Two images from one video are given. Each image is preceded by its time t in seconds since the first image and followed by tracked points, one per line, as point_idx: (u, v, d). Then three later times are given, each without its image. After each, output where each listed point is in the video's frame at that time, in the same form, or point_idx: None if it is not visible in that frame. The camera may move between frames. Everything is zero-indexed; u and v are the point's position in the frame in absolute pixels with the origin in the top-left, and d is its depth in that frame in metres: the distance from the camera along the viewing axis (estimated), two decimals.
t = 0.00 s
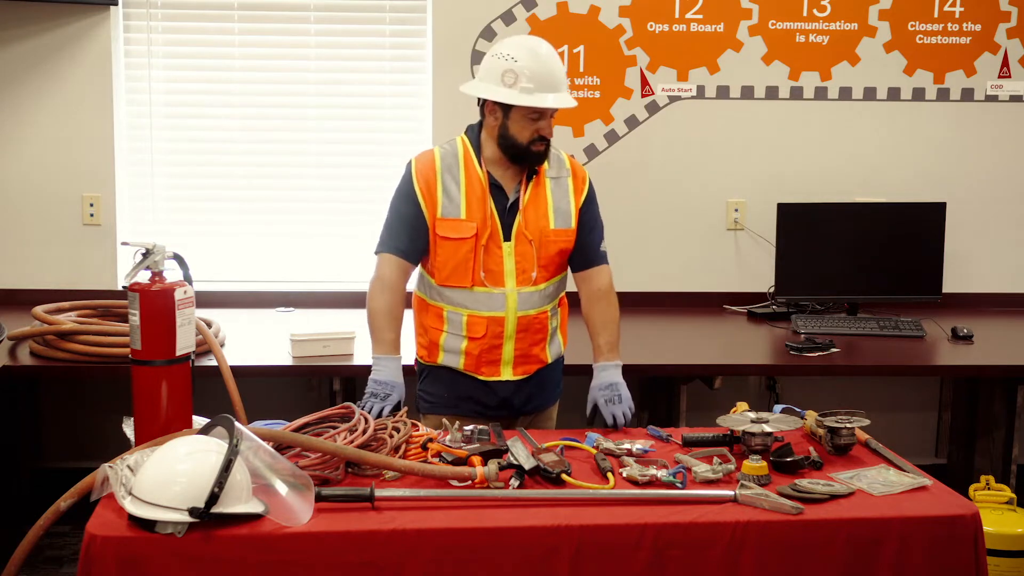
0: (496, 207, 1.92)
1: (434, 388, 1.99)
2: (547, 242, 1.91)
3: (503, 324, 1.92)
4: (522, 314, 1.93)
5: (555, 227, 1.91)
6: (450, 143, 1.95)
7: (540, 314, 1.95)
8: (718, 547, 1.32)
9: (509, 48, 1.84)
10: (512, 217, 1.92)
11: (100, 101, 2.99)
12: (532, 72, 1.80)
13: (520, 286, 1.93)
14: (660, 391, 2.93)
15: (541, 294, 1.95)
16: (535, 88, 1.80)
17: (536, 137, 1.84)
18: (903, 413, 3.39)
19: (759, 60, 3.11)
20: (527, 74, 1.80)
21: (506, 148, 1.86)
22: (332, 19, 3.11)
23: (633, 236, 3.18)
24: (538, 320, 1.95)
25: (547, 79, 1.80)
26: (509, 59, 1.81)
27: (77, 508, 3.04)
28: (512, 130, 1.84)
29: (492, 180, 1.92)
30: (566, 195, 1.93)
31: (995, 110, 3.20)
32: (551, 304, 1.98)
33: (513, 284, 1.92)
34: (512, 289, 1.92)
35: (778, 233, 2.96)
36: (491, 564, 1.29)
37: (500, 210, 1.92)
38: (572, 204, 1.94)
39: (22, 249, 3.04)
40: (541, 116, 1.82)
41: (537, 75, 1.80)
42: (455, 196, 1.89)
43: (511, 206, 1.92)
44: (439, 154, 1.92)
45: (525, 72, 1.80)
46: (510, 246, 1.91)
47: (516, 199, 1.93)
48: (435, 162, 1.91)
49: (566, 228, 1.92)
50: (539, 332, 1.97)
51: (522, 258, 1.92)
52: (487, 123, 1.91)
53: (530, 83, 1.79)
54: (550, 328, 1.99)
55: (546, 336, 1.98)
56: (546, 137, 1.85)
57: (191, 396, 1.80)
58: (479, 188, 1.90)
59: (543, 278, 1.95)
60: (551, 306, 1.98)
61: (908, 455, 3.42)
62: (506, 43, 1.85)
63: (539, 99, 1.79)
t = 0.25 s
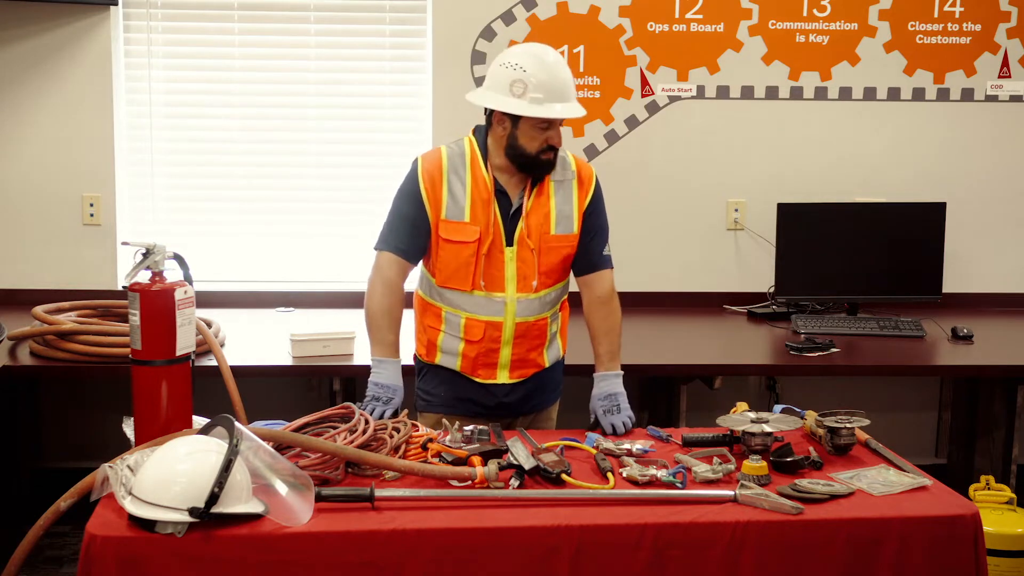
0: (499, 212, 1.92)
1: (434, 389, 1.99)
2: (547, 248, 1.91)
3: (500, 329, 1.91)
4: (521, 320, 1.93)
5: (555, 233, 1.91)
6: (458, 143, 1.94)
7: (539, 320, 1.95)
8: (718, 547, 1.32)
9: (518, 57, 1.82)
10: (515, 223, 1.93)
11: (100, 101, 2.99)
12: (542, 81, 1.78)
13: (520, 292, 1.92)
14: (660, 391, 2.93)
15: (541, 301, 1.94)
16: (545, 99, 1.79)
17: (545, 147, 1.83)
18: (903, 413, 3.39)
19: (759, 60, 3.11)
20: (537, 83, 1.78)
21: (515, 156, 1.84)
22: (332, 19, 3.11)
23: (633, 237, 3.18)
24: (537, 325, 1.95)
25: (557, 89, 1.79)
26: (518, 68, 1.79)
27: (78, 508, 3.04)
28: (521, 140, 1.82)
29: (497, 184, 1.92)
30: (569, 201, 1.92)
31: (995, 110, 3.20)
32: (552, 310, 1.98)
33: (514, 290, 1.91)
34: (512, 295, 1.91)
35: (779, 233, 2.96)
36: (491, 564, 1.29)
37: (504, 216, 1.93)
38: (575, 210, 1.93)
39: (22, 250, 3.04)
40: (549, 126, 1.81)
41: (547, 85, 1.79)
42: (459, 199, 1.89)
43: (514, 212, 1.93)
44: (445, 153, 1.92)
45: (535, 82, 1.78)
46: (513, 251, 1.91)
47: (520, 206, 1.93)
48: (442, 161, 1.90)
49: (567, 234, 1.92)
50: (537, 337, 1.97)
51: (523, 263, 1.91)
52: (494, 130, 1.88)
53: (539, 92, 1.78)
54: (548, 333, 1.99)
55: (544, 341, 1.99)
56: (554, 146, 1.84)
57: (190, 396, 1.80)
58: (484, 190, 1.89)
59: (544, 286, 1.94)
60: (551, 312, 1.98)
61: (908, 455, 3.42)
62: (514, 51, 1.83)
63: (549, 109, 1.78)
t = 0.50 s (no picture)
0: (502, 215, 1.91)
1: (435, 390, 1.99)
2: (549, 251, 1.91)
3: (502, 331, 1.92)
4: (523, 322, 1.93)
5: (557, 235, 1.91)
6: (460, 145, 1.94)
7: (540, 321, 1.95)
8: (718, 547, 1.32)
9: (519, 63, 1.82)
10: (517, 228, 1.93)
11: (100, 101, 2.99)
12: (544, 87, 1.78)
13: (522, 295, 1.92)
14: (660, 391, 2.93)
15: (543, 303, 1.95)
16: (546, 105, 1.79)
17: (546, 152, 1.83)
18: (902, 413, 3.39)
19: (759, 59, 3.11)
20: (538, 89, 1.78)
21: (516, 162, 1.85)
22: (332, 19, 3.11)
23: (633, 237, 3.18)
24: (538, 327, 1.96)
25: (558, 95, 1.79)
26: (519, 74, 1.79)
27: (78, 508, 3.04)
28: (522, 146, 1.83)
29: (499, 189, 1.91)
30: (570, 203, 1.92)
31: (995, 110, 3.20)
32: (554, 311, 1.98)
33: (516, 293, 1.91)
34: (514, 298, 1.91)
35: (779, 233, 2.96)
36: (491, 564, 1.29)
37: (507, 221, 1.92)
38: (576, 211, 1.93)
39: (21, 250, 3.04)
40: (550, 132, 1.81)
41: (549, 91, 1.78)
42: (461, 202, 1.89)
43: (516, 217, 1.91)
44: (447, 156, 1.92)
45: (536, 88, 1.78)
46: (515, 254, 1.90)
47: (522, 210, 1.92)
48: (444, 164, 1.90)
49: (569, 235, 1.92)
50: (538, 339, 1.97)
51: (525, 266, 1.91)
52: (495, 137, 1.87)
53: (540, 98, 1.78)
54: (550, 335, 1.99)
55: (546, 342, 1.99)
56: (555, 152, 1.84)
57: (191, 396, 1.80)
58: (486, 193, 1.89)
59: (545, 288, 1.94)
60: (553, 313, 1.98)
61: (908, 455, 3.42)
62: (514, 57, 1.83)
63: (550, 116, 1.78)
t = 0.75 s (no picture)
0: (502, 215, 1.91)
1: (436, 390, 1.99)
2: (548, 250, 1.91)
3: (502, 331, 1.92)
4: (523, 322, 1.93)
5: (557, 234, 1.91)
6: (459, 145, 1.94)
7: (540, 321, 1.95)
8: (718, 547, 1.32)
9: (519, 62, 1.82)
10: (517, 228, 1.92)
11: (100, 101, 2.99)
12: (543, 87, 1.78)
13: (522, 295, 1.92)
14: (660, 391, 2.93)
15: (543, 302, 1.95)
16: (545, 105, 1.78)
17: (544, 152, 1.83)
18: (902, 413, 3.39)
19: (759, 59, 3.11)
20: (538, 89, 1.78)
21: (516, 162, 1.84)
22: (332, 19, 3.11)
23: (633, 237, 3.18)
24: (538, 327, 1.96)
25: (557, 95, 1.79)
26: (519, 74, 1.79)
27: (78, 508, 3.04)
28: (520, 146, 1.82)
29: (499, 188, 1.91)
30: (570, 203, 1.92)
31: (995, 110, 3.20)
32: (553, 310, 1.98)
33: (516, 293, 1.91)
34: (514, 297, 1.91)
35: (779, 233, 2.96)
36: (491, 564, 1.29)
37: (506, 220, 1.92)
38: (576, 211, 1.92)
39: (21, 249, 3.04)
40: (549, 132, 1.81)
41: (548, 91, 1.78)
42: (461, 202, 1.89)
43: (516, 216, 1.91)
44: (447, 156, 1.92)
45: (536, 88, 1.78)
46: (515, 253, 1.90)
47: (522, 209, 1.92)
48: (443, 164, 1.90)
49: (568, 235, 1.92)
50: (538, 338, 1.97)
51: (525, 266, 1.91)
52: (494, 136, 1.87)
53: (540, 98, 1.78)
54: (550, 334, 1.99)
55: (546, 341, 1.99)
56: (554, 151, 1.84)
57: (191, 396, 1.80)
58: (485, 193, 1.89)
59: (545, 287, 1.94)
60: (553, 313, 1.98)
61: (907, 455, 3.42)
62: (514, 56, 1.83)
63: (550, 116, 1.78)
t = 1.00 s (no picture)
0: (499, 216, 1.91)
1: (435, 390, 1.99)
2: (546, 251, 1.91)
3: (499, 331, 1.92)
4: (520, 323, 1.93)
5: (554, 236, 1.90)
6: (458, 146, 1.94)
7: (538, 322, 1.95)
8: (718, 547, 1.32)
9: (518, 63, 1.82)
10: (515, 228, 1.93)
11: (100, 101, 2.99)
12: (542, 89, 1.78)
13: (519, 296, 1.92)
14: (660, 391, 2.93)
15: (540, 303, 1.95)
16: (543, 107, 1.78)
17: (541, 155, 1.83)
18: (902, 413, 3.39)
19: (759, 59, 3.11)
20: (536, 91, 1.78)
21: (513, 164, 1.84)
22: (332, 19, 3.11)
23: (633, 236, 3.18)
24: (537, 328, 1.96)
25: (556, 98, 1.79)
26: (518, 75, 1.79)
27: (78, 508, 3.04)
28: (517, 147, 1.82)
29: (497, 189, 1.91)
30: (567, 204, 1.91)
31: (995, 110, 3.20)
32: (552, 311, 1.98)
33: (513, 294, 1.91)
34: (512, 298, 1.91)
35: (779, 233, 2.96)
36: (491, 564, 1.29)
37: (504, 221, 1.92)
38: (573, 212, 1.92)
39: (21, 249, 3.04)
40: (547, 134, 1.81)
41: (547, 93, 1.78)
42: (459, 203, 1.89)
43: (514, 216, 1.92)
44: (445, 157, 1.92)
45: (534, 90, 1.78)
46: (513, 254, 1.90)
47: (519, 210, 1.92)
48: (442, 165, 1.90)
49: (566, 236, 1.91)
50: (536, 339, 1.97)
51: (522, 267, 1.91)
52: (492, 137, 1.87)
53: (538, 100, 1.78)
54: (548, 335, 1.99)
55: (543, 342, 1.99)
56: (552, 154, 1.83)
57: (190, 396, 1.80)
58: (484, 195, 1.89)
59: (543, 289, 1.94)
60: (551, 314, 1.98)
61: (907, 454, 3.42)
62: (514, 57, 1.83)
63: (547, 118, 1.78)
